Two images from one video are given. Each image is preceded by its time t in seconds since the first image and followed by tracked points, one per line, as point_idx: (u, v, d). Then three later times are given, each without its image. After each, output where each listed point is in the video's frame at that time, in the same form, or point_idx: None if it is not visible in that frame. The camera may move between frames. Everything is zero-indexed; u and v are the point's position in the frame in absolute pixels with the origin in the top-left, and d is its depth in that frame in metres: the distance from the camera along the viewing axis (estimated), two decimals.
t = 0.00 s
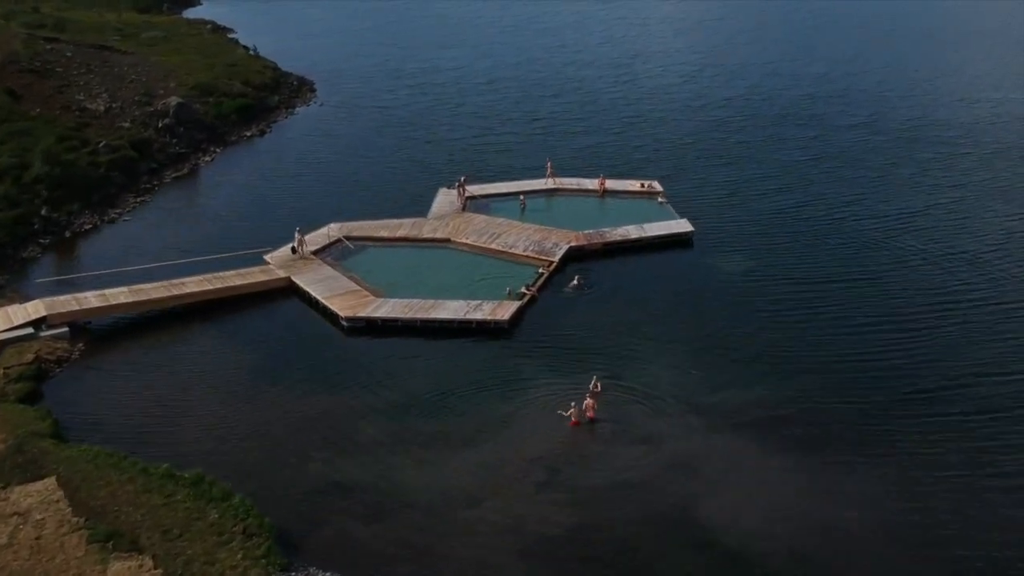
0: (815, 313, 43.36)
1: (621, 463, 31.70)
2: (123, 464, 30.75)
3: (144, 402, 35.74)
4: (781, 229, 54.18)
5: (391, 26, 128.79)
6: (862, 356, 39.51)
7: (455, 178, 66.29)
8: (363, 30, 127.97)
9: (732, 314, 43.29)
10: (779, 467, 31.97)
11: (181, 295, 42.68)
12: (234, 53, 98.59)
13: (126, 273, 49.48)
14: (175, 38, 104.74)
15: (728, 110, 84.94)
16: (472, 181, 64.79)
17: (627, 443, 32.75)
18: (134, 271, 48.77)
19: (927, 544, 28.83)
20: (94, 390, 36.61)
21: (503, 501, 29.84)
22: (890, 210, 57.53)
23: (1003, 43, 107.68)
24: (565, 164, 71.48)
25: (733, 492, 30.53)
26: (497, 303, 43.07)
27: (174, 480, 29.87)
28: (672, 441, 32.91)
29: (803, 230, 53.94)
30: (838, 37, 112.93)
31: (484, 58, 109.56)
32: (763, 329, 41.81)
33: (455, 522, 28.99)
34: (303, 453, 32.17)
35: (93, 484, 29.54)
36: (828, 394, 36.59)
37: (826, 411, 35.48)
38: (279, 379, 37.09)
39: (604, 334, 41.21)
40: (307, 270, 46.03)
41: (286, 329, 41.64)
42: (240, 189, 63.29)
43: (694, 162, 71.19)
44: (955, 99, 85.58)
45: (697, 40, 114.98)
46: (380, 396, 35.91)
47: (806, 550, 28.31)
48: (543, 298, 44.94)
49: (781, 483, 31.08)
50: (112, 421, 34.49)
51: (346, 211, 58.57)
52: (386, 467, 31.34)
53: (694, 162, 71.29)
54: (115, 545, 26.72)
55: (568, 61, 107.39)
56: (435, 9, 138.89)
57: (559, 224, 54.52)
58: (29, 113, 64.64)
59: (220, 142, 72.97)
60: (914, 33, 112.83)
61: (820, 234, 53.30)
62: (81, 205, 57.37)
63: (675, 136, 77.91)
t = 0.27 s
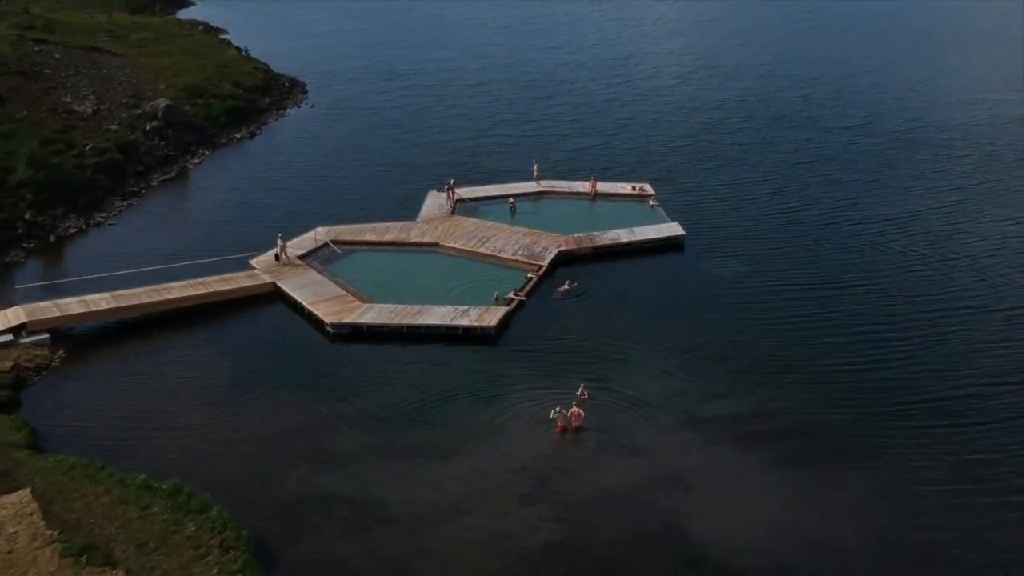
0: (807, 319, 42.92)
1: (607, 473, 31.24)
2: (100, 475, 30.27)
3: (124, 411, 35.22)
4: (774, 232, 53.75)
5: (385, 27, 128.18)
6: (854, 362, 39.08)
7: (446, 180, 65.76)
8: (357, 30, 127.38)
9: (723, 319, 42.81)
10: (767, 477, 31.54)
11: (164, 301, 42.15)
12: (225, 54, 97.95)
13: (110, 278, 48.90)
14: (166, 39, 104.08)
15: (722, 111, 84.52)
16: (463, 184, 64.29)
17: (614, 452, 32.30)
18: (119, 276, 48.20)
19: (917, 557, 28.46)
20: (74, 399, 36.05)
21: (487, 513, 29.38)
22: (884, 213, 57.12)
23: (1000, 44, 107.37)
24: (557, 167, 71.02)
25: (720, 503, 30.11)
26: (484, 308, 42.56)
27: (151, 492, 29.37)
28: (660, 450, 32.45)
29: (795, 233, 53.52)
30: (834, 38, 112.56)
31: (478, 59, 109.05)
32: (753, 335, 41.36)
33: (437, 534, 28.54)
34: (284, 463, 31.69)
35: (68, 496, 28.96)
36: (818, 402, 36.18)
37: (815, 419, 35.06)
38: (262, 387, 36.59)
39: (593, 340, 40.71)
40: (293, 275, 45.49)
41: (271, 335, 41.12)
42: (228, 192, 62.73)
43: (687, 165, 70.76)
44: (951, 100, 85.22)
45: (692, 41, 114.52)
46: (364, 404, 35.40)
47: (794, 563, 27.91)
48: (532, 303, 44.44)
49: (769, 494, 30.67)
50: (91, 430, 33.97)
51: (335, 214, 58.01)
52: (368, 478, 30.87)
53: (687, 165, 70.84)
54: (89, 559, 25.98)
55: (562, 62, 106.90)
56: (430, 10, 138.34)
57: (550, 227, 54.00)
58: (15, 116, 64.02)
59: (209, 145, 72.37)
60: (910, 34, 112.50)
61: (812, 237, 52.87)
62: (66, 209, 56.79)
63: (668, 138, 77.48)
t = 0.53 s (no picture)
0: (800, 325, 42.45)
1: (594, 483, 30.75)
2: (78, 486, 29.74)
3: (105, 419, 34.69)
4: (769, 237, 53.27)
5: (382, 28, 127.62)
6: (848, 370, 38.60)
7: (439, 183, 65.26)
8: (353, 31, 126.87)
9: (715, 325, 42.33)
10: (757, 486, 31.07)
11: (149, 306, 41.64)
12: (220, 55, 97.42)
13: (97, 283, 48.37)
14: (161, 40, 103.52)
15: (719, 113, 84.04)
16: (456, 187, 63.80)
17: (602, 461, 31.80)
18: (106, 281, 47.68)
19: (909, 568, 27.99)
20: (55, 407, 35.54)
21: (472, 524, 28.89)
22: (880, 217, 56.67)
23: (999, 46, 106.94)
24: (552, 170, 70.53)
25: (709, 514, 29.62)
26: (473, 313, 42.05)
27: (129, 503, 28.87)
28: (648, 459, 31.97)
29: (790, 238, 53.04)
30: (832, 39, 112.08)
31: (475, 60, 108.54)
32: (746, 341, 40.88)
33: (421, 545, 28.05)
34: (267, 473, 31.20)
35: (45, 507, 28.39)
36: (810, 410, 35.71)
37: (807, 428, 34.57)
38: (247, 394, 36.08)
39: (583, 346, 40.21)
40: (281, 280, 44.98)
41: (257, 341, 40.62)
42: (219, 195, 62.22)
43: (682, 167, 70.28)
44: (950, 102, 84.75)
45: (690, 42, 113.99)
46: (350, 412, 34.90)
47: None
48: (522, 309, 43.94)
49: (759, 505, 30.19)
50: (72, 439, 33.46)
51: (326, 217, 57.49)
52: (352, 488, 30.39)
53: (683, 167, 70.36)
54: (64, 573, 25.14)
55: (559, 63, 106.44)
56: (427, 11, 137.82)
57: (543, 230, 53.49)
58: (4, 118, 63.49)
59: (201, 147, 71.84)
60: (909, 36, 112.05)
61: (807, 242, 52.40)
62: (54, 212, 56.26)
63: (664, 140, 76.97)
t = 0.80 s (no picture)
0: (794, 331, 41.94)
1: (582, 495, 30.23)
2: (55, 497, 29.20)
3: (86, 428, 34.16)
4: (764, 241, 52.76)
5: (379, 29, 127.01)
6: (841, 378, 38.07)
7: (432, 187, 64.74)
8: (350, 32, 126.28)
9: (708, 332, 41.82)
10: (747, 499, 30.56)
11: (134, 312, 41.13)
12: (214, 56, 96.93)
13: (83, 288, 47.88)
14: (155, 41, 102.98)
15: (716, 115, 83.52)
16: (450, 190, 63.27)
17: (589, 472, 31.28)
18: (92, 286, 47.15)
19: None
20: (35, 415, 35.02)
21: (456, 537, 28.38)
22: (877, 221, 56.15)
23: (999, 47, 106.31)
24: (547, 172, 70.02)
25: (697, 527, 29.13)
26: (462, 319, 41.50)
27: (107, 516, 28.33)
28: (637, 470, 31.45)
29: (786, 242, 52.52)
30: (832, 40, 111.46)
31: (471, 61, 107.98)
32: (739, 349, 40.36)
33: (403, 559, 27.54)
34: (249, 484, 30.71)
35: (21, 519, 27.84)
36: (802, 421, 35.19)
37: (799, 438, 34.05)
38: (231, 402, 35.55)
39: (573, 353, 39.68)
40: (268, 285, 44.46)
41: (243, 348, 40.08)
42: (210, 198, 61.73)
43: (678, 170, 69.77)
44: (949, 104, 84.18)
45: (688, 43, 113.42)
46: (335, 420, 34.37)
47: None
48: (513, 314, 43.38)
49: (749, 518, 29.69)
50: (52, 449, 32.94)
51: (317, 221, 56.99)
52: (334, 500, 29.88)
53: (679, 170, 69.84)
54: None
55: (557, 65, 105.89)
56: (425, 11, 137.21)
57: (535, 234, 52.95)
58: None
59: (193, 150, 71.34)
60: (909, 37, 111.45)
61: (803, 246, 51.87)
62: (42, 216, 55.77)
63: (660, 143, 76.45)
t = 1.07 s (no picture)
0: (788, 339, 41.41)
1: (569, 508, 29.69)
2: (32, 511, 28.71)
3: (67, 438, 33.60)
4: (758, 246, 52.23)
5: (376, 30, 126.51)
6: (835, 388, 37.55)
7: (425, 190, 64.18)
8: (346, 33, 125.71)
9: (701, 339, 41.27)
10: (737, 512, 30.05)
11: (119, 319, 40.57)
12: (208, 57, 96.34)
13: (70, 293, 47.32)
14: (149, 42, 102.40)
15: (713, 117, 83.01)
16: (443, 193, 62.74)
17: (577, 484, 30.74)
18: (78, 291, 46.59)
19: None
20: (15, 424, 34.45)
21: (440, 551, 27.84)
22: (874, 226, 55.62)
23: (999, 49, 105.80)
24: (541, 175, 69.49)
25: (686, 541, 28.60)
26: (451, 326, 40.93)
27: (84, 531, 27.81)
28: (625, 482, 30.91)
29: (780, 247, 52.00)
30: (830, 42, 110.93)
31: (468, 63, 107.44)
32: (731, 356, 39.84)
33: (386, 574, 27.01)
34: (230, 496, 30.17)
35: None
36: (795, 432, 34.67)
37: (792, 449, 33.55)
38: (214, 411, 35.00)
39: (563, 360, 39.11)
40: (256, 291, 43.90)
41: (228, 355, 39.51)
42: (200, 201, 61.18)
43: (673, 173, 69.25)
44: (948, 106, 83.64)
45: (685, 44, 112.88)
46: (319, 430, 33.82)
47: None
48: (503, 320, 42.82)
49: (738, 532, 29.18)
50: (31, 459, 32.39)
51: (308, 225, 56.45)
52: (316, 512, 29.33)
53: (674, 173, 69.31)
54: None
55: (553, 66, 105.36)
56: (422, 12, 136.62)
57: (527, 238, 52.42)
58: None
59: (184, 152, 70.77)
60: (908, 38, 110.95)
61: (798, 251, 51.34)
62: (29, 219, 55.21)
63: (656, 145, 75.93)
